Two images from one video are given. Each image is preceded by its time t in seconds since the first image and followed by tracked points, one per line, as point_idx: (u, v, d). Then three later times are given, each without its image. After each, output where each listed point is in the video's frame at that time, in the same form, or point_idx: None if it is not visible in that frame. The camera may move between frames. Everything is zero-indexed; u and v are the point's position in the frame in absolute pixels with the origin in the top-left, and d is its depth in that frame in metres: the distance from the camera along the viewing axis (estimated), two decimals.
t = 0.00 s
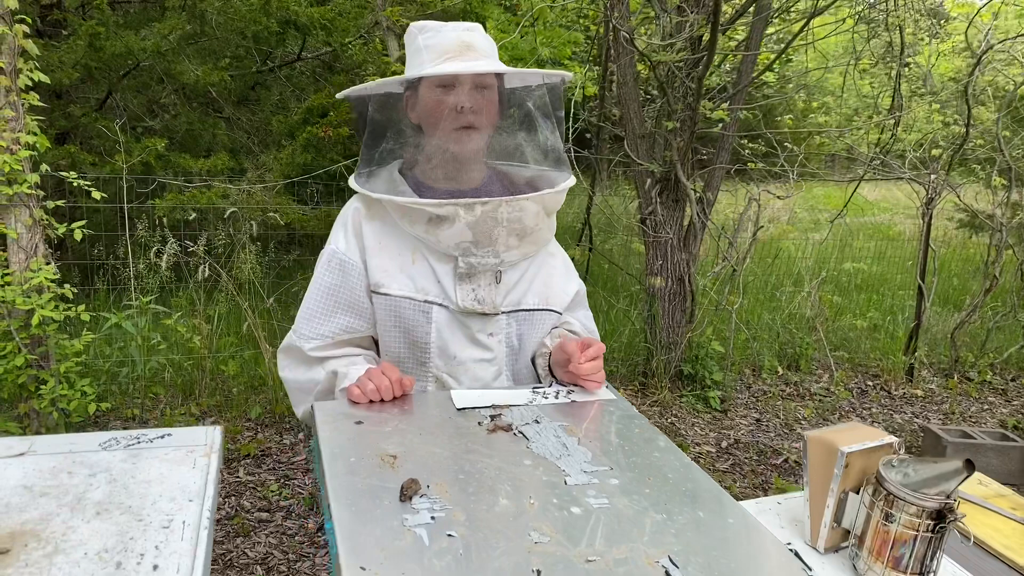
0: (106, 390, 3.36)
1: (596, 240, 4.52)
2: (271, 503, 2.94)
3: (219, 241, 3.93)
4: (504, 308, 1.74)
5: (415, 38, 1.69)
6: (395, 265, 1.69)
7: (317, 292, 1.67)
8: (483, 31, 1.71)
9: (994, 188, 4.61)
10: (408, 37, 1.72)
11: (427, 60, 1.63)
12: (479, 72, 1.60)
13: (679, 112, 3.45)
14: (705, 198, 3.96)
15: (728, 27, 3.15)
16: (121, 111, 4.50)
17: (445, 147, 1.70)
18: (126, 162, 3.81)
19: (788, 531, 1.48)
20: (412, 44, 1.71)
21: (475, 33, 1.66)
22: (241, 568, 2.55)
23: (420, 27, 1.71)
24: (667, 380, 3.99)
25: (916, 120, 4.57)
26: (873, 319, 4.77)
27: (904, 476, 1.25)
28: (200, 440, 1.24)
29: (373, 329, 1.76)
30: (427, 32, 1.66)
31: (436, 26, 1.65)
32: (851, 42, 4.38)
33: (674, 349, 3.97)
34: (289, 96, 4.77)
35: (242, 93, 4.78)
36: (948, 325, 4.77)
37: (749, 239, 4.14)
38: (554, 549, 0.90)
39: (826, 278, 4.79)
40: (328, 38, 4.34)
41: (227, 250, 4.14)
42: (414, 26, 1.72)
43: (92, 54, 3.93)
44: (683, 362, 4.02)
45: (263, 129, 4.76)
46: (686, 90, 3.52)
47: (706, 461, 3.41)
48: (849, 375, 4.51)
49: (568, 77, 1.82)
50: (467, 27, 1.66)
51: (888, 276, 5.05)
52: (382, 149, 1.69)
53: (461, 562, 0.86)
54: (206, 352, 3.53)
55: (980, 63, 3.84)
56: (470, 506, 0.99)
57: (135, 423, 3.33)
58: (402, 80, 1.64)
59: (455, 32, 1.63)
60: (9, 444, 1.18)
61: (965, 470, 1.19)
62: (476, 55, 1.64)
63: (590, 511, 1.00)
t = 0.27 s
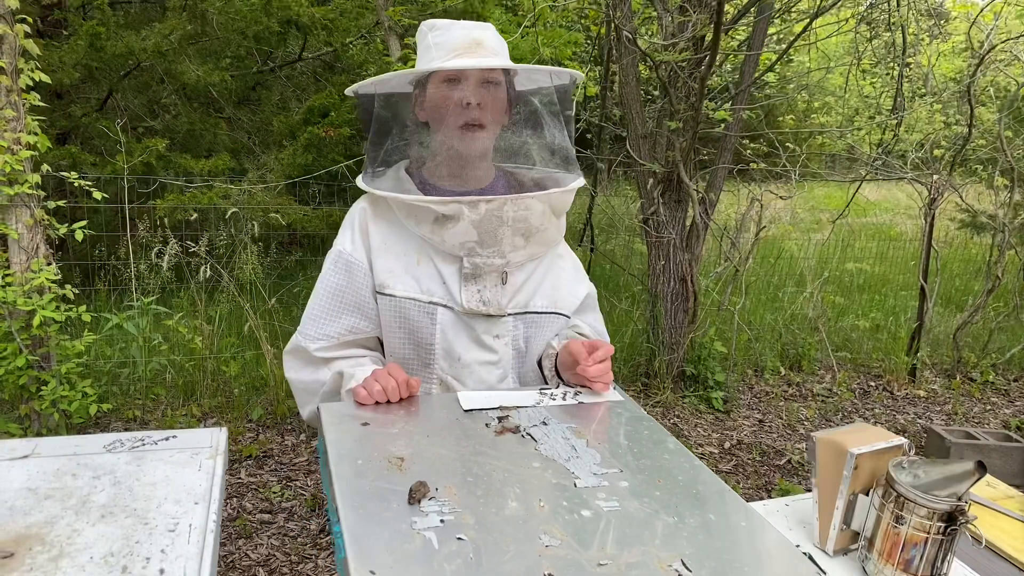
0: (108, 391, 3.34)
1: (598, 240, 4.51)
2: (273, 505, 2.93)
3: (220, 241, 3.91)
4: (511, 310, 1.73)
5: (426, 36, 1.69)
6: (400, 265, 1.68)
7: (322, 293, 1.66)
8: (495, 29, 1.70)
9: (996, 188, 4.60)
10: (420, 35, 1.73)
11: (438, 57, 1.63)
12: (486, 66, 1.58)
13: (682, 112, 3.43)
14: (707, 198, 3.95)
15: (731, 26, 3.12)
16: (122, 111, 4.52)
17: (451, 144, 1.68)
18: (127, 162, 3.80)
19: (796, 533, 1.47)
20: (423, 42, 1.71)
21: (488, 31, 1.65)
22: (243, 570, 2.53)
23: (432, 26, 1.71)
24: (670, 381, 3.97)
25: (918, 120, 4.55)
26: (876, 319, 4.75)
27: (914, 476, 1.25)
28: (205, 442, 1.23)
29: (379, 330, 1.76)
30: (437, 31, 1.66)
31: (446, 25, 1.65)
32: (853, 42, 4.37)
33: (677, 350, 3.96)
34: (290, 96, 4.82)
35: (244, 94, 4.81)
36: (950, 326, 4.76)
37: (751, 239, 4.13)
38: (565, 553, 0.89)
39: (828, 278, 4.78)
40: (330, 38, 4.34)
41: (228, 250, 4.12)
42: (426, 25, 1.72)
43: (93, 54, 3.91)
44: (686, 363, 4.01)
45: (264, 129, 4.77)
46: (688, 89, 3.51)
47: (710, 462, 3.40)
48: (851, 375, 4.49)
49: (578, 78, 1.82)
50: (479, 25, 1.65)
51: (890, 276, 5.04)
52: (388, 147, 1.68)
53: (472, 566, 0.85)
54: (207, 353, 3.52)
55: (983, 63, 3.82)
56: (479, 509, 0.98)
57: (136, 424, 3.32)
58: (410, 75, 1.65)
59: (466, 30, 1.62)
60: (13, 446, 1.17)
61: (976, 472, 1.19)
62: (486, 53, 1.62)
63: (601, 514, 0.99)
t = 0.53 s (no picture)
0: (107, 392, 3.33)
1: (598, 240, 4.50)
2: (274, 506, 2.92)
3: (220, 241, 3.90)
4: (517, 311, 1.73)
5: (436, 34, 1.68)
6: (406, 266, 1.67)
7: (326, 294, 1.65)
8: (505, 30, 1.71)
9: (996, 188, 4.59)
10: (431, 32, 1.71)
11: (449, 56, 1.62)
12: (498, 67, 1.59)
13: (683, 113, 3.43)
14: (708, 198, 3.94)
15: (732, 26, 3.12)
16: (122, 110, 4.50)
17: (459, 144, 1.68)
18: (126, 162, 3.78)
19: (803, 535, 1.47)
20: (433, 40, 1.70)
21: (499, 33, 1.67)
22: (244, 571, 2.52)
23: (442, 24, 1.70)
24: (670, 381, 3.97)
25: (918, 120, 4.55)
26: (876, 320, 4.75)
27: (922, 478, 1.24)
28: (209, 444, 1.22)
29: (383, 332, 1.75)
30: (449, 29, 1.65)
31: (458, 24, 1.64)
32: (853, 42, 4.36)
33: (677, 350, 3.95)
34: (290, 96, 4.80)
35: (244, 94, 4.79)
36: (950, 326, 4.77)
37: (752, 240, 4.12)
38: (574, 556, 0.88)
39: (828, 278, 4.78)
40: (329, 38, 4.33)
41: (228, 250, 4.11)
42: (436, 22, 1.71)
43: (92, 54, 3.91)
44: (686, 364, 4.00)
45: (264, 129, 4.76)
46: (689, 89, 3.50)
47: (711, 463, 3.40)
48: (852, 376, 4.49)
49: (589, 81, 1.81)
50: (489, 26, 1.66)
51: (890, 276, 5.03)
52: (396, 145, 1.68)
53: (480, 569, 0.84)
54: (207, 354, 3.51)
55: (983, 63, 3.81)
56: (486, 512, 0.97)
57: (136, 424, 3.31)
58: (420, 73, 1.64)
59: (479, 31, 1.63)
60: (16, 448, 1.17)
61: (983, 474, 1.19)
62: (497, 54, 1.64)
63: (609, 516, 0.99)
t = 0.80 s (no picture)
0: (105, 392, 3.32)
1: (597, 240, 4.50)
2: (272, 506, 2.91)
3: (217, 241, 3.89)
4: (519, 311, 1.73)
5: (441, 32, 1.69)
6: (407, 266, 1.67)
7: (326, 295, 1.64)
8: (510, 31, 1.71)
9: (993, 188, 4.60)
10: (435, 32, 1.72)
11: (453, 53, 1.62)
12: (504, 65, 1.59)
13: (682, 112, 3.43)
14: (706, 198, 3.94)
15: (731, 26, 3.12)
16: (119, 110, 4.48)
17: (463, 143, 1.67)
18: (124, 161, 3.77)
19: (804, 534, 1.47)
20: (437, 38, 1.70)
21: (503, 32, 1.67)
22: (242, 572, 2.52)
23: (447, 23, 1.71)
24: (669, 381, 3.96)
25: (916, 120, 4.55)
26: (873, 319, 4.76)
27: (922, 478, 1.24)
28: (208, 444, 1.22)
29: (383, 332, 1.75)
30: (454, 27, 1.66)
31: (463, 22, 1.65)
32: (850, 42, 4.36)
33: (676, 350, 3.95)
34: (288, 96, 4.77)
35: (241, 93, 4.77)
36: (947, 325, 4.78)
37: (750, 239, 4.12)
38: (575, 556, 0.88)
39: (826, 278, 4.78)
40: (327, 38, 4.33)
41: (225, 250, 4.10)
42: (441, 21, 1.72)
43: (89, 53, 3.90)
44: (685, 363, 4.00)
45: (262, 129, 4.74)
46: (688, 89, 3.50)
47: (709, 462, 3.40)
48: (850, 375, 4.49)
49: (594, 82, 1.82)
50: (494, 25, 1.67)
51: (887, 276, 5.04)
52: (399, 143, 1.67)
53: (482, 570, 0.84)
54: (205, 354, 3.49)
55: (981, 63, 3.82)
56: (487, 512, 0.97)
57: (133, 425, 3.30)
58: (426, 70, 1.64)
59: (483, 29, 1.63)
60: (14, 448, 1.16)
61: (984, 473, 1.20)
62: (502, 52, 1.63)
63: (610, 516, 0.98)
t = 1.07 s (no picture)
0: (100, 393, 3.31)
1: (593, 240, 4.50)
2: (268, 507, 2.90)
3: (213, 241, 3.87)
4: (515, 313, 1.72)
5: (436, 32, 1.68)
6: (403, 267, 1.66)
7: (320, 296, 1.64)
8: (504, 31, 1.71)
9: (988, 188, 4.61)
10: (430, 31, 1.71)
11: (449, 54, 1.62)
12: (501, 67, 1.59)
13: (678, 112, 3.43)
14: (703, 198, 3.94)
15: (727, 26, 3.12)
16: (114, 110, 4.46)
17: (459, 144, 1.67)
18: (119, 162, 3.76)
19: (801, 534, 1.47)
20: (432, 38, 1.70)
21: (498, 32, 1.66)
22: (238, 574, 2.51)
23: (441, 22, 1.70)
24: (665, 381, 3.96)
25: (912, 121, 4.56)
26: (869, 319, 4.77)
27: (919, 478, 1.24)
28: (203, 446, 1.21)
29: (377, 334, 1.74)
30: (449, 27, 1.65)
31: (459, 21, 1.64)
32: (846, 42, 4.37)
33: (672, 350, 3.95)
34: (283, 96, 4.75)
35: (236, 93, 4.76)
36: (943, 325, 4.79)
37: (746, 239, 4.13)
38: (572, 557, 0.88)
39: (822, 278, 4.79)
40: (323, 38, 4.32)
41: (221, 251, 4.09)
42: (436, 20, 1.71)
43: (84, 53, 3.88)
44: (681, 363, 4.00)
45: (257, 129, 4.73)
46: (684, 89, 3.50)
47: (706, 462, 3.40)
48: (846, 375, 4.50)
49: (590, 83, 1.82)
50: (489, 26, 1.66)
51: (883, 276, 5.05)
52: (395, 144, 1.67)
53: (478, 572, 0.84)
54: (200, 354, 3.48)
55: (975, 64, 3.83)
56: (483, 514, 0.97)
57: (128, 426, 3.28)
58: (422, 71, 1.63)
59: (479, 29, 1.63)
60: (6, 450, 1.15)
61: (981, 473, 1.18)
62: (498, 53, 1.63)
63: (607, 517, 0.98)
